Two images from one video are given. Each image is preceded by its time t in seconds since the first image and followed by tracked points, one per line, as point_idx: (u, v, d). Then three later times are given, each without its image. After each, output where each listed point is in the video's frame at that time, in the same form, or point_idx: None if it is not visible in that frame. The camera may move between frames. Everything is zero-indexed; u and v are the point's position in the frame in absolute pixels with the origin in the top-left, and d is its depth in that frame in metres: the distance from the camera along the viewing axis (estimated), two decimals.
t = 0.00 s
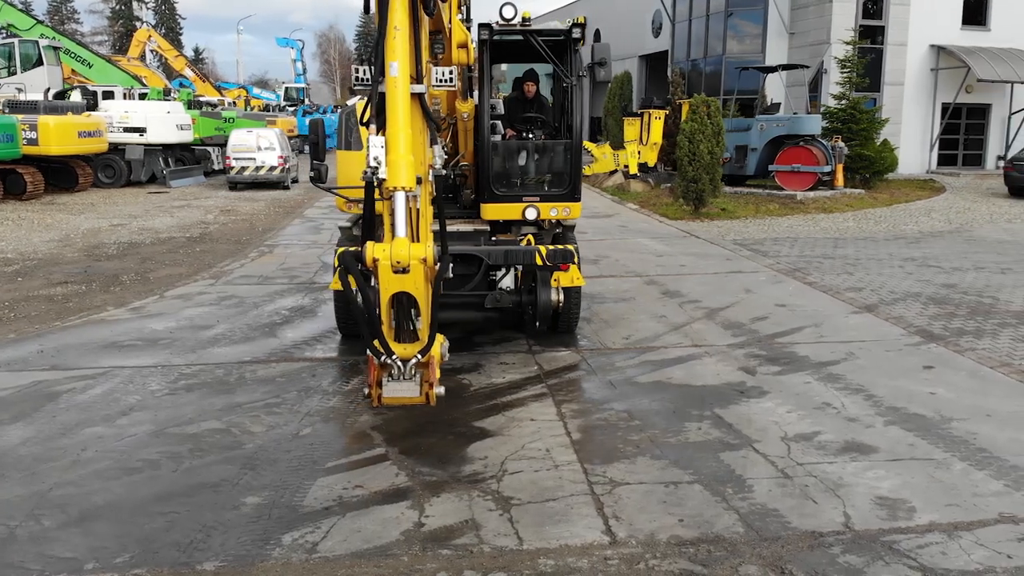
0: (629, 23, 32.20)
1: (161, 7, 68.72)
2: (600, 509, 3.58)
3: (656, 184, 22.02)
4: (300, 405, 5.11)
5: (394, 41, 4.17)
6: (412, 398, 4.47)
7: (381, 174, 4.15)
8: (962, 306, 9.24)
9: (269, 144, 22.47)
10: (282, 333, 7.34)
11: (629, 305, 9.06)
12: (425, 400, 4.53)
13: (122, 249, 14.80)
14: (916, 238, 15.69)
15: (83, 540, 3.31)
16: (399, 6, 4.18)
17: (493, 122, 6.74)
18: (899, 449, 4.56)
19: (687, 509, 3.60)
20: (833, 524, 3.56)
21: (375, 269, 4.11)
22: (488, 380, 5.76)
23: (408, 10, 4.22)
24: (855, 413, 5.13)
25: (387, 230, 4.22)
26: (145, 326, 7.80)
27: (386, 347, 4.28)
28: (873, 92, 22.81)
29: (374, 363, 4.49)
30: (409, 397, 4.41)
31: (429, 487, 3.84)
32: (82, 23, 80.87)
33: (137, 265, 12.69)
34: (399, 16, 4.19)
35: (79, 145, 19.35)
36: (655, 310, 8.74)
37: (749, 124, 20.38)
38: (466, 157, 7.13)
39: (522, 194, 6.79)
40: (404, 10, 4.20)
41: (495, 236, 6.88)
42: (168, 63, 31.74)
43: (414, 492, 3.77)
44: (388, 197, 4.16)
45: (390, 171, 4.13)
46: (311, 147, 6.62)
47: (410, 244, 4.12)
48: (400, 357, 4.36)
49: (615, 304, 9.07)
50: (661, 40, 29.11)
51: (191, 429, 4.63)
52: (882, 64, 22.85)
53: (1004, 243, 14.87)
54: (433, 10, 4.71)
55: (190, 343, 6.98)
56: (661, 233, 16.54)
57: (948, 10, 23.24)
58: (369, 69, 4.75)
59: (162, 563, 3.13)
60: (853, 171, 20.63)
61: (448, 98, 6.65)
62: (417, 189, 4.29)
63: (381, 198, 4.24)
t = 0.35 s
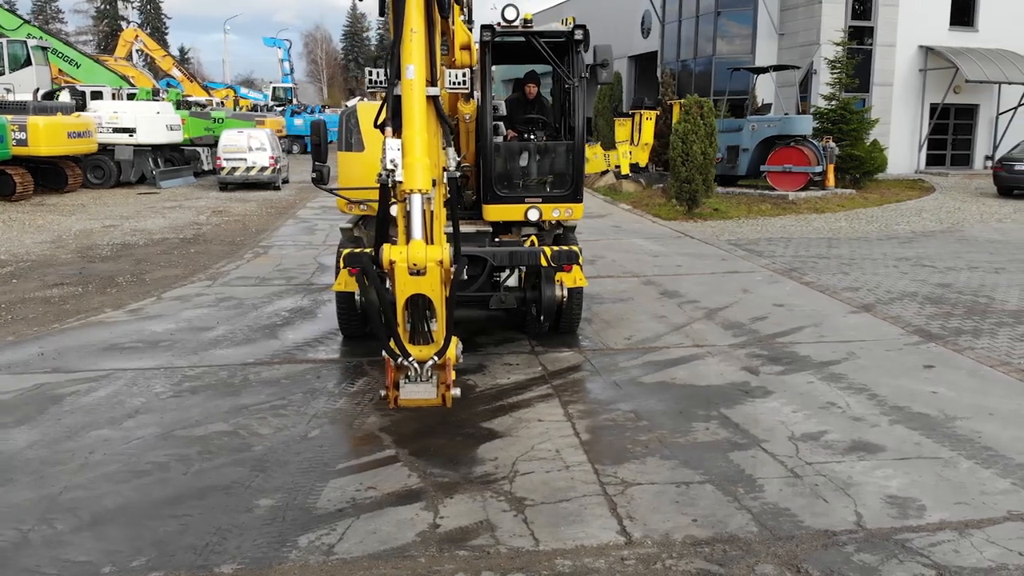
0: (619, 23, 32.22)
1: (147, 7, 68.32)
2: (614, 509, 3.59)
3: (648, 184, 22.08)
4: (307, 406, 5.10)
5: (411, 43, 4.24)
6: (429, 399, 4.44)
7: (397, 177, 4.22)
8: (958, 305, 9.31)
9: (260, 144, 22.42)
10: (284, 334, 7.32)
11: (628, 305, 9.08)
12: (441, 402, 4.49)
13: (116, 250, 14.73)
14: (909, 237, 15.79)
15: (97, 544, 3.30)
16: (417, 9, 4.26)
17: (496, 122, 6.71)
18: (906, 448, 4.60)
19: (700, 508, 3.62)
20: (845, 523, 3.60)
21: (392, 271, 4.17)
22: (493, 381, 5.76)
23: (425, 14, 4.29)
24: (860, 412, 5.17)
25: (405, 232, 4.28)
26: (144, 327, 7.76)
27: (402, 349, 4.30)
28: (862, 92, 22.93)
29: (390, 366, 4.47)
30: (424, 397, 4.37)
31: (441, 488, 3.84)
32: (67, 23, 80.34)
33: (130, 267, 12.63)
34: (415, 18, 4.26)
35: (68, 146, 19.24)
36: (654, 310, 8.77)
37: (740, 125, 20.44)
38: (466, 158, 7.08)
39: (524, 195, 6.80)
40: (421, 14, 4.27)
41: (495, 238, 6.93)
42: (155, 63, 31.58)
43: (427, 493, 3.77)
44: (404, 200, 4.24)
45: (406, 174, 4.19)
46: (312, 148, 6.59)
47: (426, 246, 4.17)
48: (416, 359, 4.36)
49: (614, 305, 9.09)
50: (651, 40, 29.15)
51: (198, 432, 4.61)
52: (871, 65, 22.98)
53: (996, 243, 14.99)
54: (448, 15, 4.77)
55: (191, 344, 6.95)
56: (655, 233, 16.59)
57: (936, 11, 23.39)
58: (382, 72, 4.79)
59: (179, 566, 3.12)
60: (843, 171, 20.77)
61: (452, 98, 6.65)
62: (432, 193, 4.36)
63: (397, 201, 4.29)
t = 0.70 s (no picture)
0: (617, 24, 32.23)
1: (142, 7, 68.29)
2: (636, 512, 3.60)
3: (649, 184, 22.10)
4: (323, 409, 5.10)
5: (435, 50, 4.36)
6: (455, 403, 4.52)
7: (423, 181, 4.30)
8: (965, 306, 9.32)
9: (260, 145, 22.42)
10: (294, 336, 7.33)
11: (635, 307, 9.09)
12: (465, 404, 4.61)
13: (119, 251, 14.71)
14: (911, 238, 15.81)
15: (122, 547, 3.31)
16: (441, 16, 4.38)
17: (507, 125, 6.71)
18: (922, 449, 4.62)
19: (721, 511, 3.64)
20: (867, 525, 3.62)
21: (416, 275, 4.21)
22: (506, 383, 5.76)
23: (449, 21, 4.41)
24: (874, 414, 5.19)
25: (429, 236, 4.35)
26: (154, 330, 7.76)
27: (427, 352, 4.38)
28: (862, 93, 22.93)
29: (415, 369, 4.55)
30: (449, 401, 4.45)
31: (463, 490, 3.85)
32: (63, 23, 80.34)
33: (134, 268, 12.62)
34: (440, 25, 4.38)
35: (68, 146, 19.22)
36: (662, 311, 8.78)
37: (741, 126, 20.45)
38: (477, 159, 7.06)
39: (535, 197, 6.79)
40: (445, 21, 4.39)
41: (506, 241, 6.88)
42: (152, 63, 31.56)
43: (448, 495, 3.77)
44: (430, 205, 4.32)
45: (432, 179, 4.30)
46: (324, 151, 6.60)
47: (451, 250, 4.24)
48: (442, 362, 4.46)
49: (622, 306, 9.10)
50: (648, 41, 29.16)
51: (215, 435, 4.61)
52: (870, 66, 22.97)
53: (998, 243, 15.02)
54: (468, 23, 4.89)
55: (202, 346, 6.95)
56: (658, 233, 16.60)
57: (934, 12, 23.41)
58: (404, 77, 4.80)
59: (206, 570, 3.12)
60: (843, 171, 20.81)
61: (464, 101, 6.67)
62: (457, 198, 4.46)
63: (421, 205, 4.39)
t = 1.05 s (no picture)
0: (618, 25, 32.23)
1: (140, 7, 68.33)
2: (659, 515, 3.61)
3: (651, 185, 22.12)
4: (340, 412, 5.11)
5: (463, 55, 4.38)
6: (480, 408, 4.44)
7: (451, 186, 4.29)
8: (974, 308, 9.32)
9: (263, 146, 22.43)
10: (306, 339, 7.36)
11: (644, 309, 9.09)
12: (491, 410, 4.49)
13: (125, 253, 14.73)
14: (916, 239, 15.81)
15: (149, 552, 3.31)
16: (469, 20, 4.40)
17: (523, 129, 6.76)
18: (939, 451, 4.62)
19: (745, 514, 3.65)
20: (890, 527, 3.63)
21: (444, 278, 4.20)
22: (521, 386, 5.76)
23: (478, 26, 4.43)
24: (891, 416, 5.20)
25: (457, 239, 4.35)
26: (166, 332, 7.77)
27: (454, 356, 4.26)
28: (863, 94, 22.93)
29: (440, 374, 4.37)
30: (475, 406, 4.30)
31: (485, 494, 3.85)
32: (60, 24, 80.42)
33: (141, 270, 12.64)
34: (467, 30, 4.40)
35: (70, 148, 19.25)
36: (673, 313, 8.79)
37: (743, 127, 20.41)
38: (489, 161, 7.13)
39: (548, 200, 6.76)
40: (474, 26, 4.42)
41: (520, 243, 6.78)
42: (152, 64, 31.55)
43: (471, 499, 3.78)
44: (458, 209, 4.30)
45: (459, 184, 4.29)
46: (337, 154, 6.63)
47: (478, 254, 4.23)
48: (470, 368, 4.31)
49: (631, 308, 9.11)
50: (649, 41, 29.16)
51: (234, 438, 4.61)
52: (871, 67, 22.98)
53: (1003, 244, 15.01)
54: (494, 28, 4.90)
55: (214, 349, 6.95)
56: (663, 235, 16.61)
57: (935, 13, 23.42)
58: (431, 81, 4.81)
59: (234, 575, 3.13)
60: (845, 172, 20.72)
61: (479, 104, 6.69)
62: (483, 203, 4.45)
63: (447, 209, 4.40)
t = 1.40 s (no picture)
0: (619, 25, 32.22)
1: (138, 7, 68.38)
2: (682, 520, 3.61)
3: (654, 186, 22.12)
4: (356, 415, 5.12)
5: (488, 62, 4.30)
6: (506, 413, 4.37)
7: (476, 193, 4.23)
8: (982, 310, 9.32)
9: (265, 147, 22.44)
10: (318, 342, 7.39)
11: (653, 311, 9.09)
12: (517, 416, 4.46)
13: (130, 255, 14.73)
14: (920, 241, 15.81)
15: (174, 558, 3.31)
16: (493, 27, 4.29)
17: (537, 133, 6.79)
18: (956, 455, 4.61)
19: (767, 519, 3.66)
20: (912, 532, 3.64)
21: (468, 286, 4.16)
22: (535, 389, 5.76)
23: (502, 32, 4.34)
24: (906, 420, 5.20)
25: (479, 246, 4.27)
26: (177, 335, 7.77)
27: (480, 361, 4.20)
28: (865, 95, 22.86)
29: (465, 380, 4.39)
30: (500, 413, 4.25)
31: (505, 498, 3.85)
32: (57, 24, 80.34)
33: (148, 272, 12.63)
34: (492, 37, 4.30)
35: (72, 149, 19.25)
36: (682, 316, 8.81)
37: (745, 127, 20.35)
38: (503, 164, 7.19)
39: (560, 203, 6.75)
40: (498, 32, 4.32)
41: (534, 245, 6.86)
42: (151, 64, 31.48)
43: (492, 504, 3.78)
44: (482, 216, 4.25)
45: (485, 190, 4.24)
46: (350, 157, 6.67)
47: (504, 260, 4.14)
48: (494, 373, 4.30)
49: (640, 310, 9.12)
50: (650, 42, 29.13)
51: (252, 443, 4.62)
52: (872, 68, 22.95)
53: (1009, 246, 15.00)
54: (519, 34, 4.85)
55: (226, 353, 6.96)
56: (667, 236, 16.61)
57: (936, 14, 23.44)
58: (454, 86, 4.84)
59: None
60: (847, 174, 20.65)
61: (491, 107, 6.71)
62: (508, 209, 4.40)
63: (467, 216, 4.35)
